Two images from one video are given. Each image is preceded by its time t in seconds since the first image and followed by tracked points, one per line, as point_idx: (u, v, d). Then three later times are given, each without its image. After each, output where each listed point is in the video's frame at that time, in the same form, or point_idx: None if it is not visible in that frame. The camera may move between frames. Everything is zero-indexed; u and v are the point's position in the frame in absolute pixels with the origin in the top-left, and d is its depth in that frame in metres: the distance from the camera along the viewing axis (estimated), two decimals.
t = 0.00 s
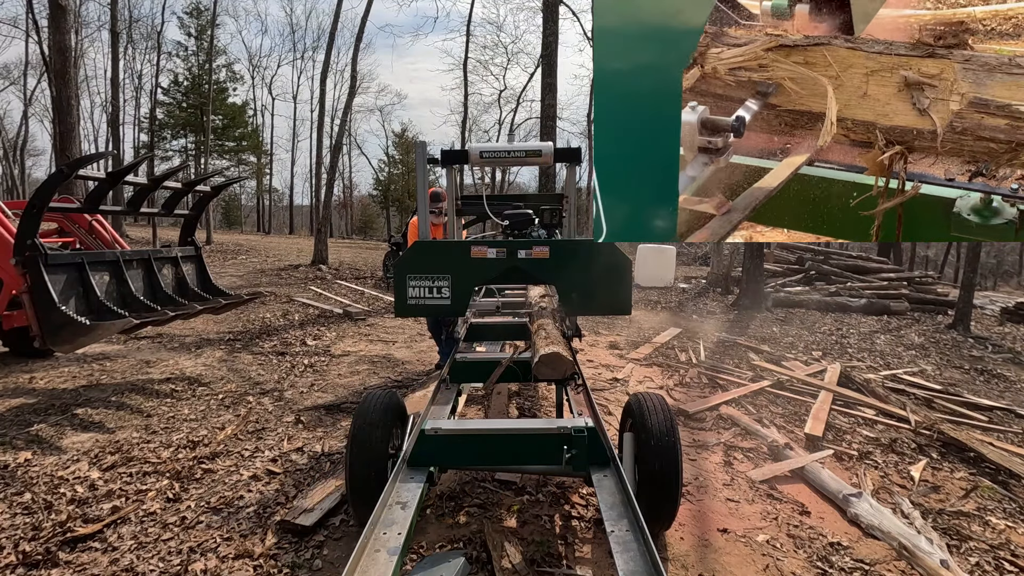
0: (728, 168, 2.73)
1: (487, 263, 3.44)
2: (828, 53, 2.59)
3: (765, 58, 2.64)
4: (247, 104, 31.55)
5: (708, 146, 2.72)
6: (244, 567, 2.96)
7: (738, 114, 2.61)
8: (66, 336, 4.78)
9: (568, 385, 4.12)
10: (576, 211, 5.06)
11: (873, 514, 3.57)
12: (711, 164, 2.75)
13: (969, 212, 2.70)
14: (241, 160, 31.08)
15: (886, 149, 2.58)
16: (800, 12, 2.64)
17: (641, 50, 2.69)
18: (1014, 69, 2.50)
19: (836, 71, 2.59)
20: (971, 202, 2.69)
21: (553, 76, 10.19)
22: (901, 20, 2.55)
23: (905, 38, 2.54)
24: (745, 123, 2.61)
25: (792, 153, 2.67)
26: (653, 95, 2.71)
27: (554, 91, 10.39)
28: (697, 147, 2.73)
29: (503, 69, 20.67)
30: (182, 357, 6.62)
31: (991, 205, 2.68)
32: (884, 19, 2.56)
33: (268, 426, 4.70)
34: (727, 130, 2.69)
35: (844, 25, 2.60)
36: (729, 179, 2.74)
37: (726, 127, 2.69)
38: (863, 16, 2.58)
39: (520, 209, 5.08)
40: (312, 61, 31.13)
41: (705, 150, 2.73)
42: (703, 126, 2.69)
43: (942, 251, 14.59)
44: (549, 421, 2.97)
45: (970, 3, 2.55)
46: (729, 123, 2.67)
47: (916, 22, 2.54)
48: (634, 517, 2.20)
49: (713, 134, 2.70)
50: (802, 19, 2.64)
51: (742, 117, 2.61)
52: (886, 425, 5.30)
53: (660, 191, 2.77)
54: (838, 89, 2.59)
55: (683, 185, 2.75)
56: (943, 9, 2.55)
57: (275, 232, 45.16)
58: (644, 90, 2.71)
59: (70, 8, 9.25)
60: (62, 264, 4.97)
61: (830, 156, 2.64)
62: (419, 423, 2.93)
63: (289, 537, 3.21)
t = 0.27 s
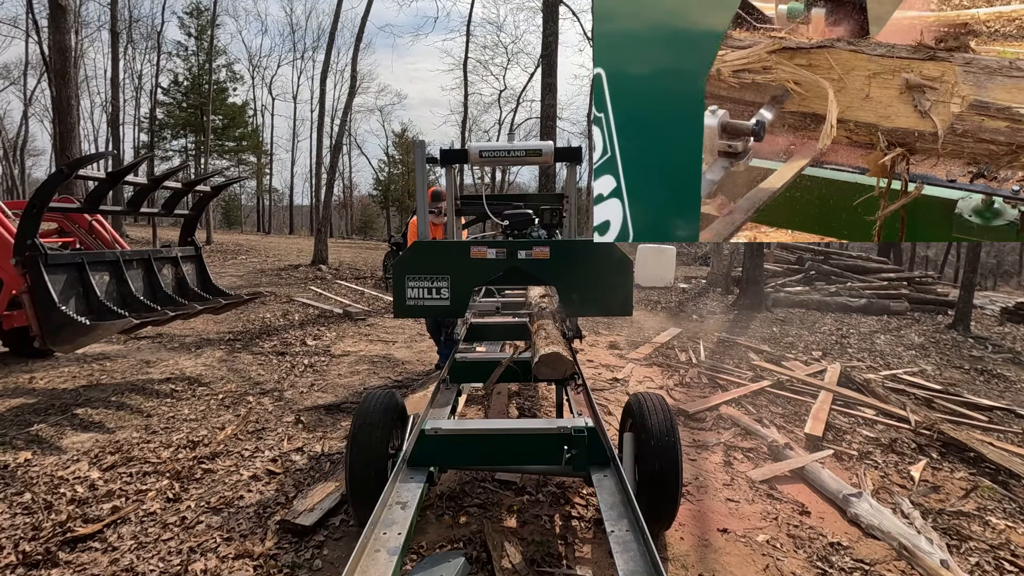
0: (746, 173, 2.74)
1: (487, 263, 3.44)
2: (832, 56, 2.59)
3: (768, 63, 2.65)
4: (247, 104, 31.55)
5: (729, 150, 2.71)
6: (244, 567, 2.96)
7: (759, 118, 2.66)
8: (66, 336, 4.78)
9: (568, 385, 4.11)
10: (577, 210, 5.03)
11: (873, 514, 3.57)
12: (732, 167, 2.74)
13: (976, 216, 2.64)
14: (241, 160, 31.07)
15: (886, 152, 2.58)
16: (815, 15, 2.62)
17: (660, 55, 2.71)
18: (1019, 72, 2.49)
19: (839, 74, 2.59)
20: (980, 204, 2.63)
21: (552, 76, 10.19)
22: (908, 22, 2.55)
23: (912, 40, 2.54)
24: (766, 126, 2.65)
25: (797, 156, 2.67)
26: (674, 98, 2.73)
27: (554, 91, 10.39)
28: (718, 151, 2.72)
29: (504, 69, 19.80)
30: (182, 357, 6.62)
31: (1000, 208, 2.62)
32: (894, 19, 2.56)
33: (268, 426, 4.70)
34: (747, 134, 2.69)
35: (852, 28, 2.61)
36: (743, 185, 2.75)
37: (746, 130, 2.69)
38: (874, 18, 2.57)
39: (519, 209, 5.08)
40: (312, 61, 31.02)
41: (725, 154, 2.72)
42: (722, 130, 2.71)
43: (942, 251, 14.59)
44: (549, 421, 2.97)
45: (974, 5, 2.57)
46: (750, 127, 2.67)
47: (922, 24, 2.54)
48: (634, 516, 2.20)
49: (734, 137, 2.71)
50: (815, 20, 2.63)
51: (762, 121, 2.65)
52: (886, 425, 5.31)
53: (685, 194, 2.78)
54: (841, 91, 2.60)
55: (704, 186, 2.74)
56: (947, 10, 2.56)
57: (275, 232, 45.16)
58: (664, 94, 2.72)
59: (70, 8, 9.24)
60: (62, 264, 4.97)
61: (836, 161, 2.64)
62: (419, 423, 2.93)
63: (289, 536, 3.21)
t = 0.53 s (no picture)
0: (747, 175, 3.52)
1: (486, 264, 3.42)
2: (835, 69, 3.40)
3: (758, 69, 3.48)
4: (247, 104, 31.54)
5: (734, 150, 3.49)
6: (244, 567, 2.96)
7: (762, 121, 3.43)
8: (66, 336, 4.78)
9: (568, 385, 4.11)
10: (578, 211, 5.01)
11: (873, 514, 3.57)
12: (737, 166, 3.52)
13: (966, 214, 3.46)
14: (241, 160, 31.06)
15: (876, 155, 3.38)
16: (822, 16, 3.44)
17: (677, 56, 3.48)
18: (1008, 71, 3.30)
19: (831, 72, 3.42)
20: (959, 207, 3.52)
21: (552, 76, 10.19)
22: (915, 20, 3.35)
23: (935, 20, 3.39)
24: (769, 128, 3.43)
25: (790, 156, 3.46)
26: (683, 97, 3.50)
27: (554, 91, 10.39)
28: (722, 151, 3.49)
29: (504, 69, 19.43)
30: (182, 357, 6.61)
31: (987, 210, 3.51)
32: (904, 19, 3.35)
33: (267, 426, 4.69)
34: (751, 135, 3.46)
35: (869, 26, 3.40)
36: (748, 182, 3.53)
37: (749, 132, 3.46)
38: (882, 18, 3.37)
39: (519, 208, 5.09)
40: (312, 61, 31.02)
41: (726, 153, 3.49)
42: (727, 131, 3.47)
43: (942, 251, 14.57)
44: (549, 421, 2.97)
45: (972, 7, 3.39)
46: (752, 130, 3.45)
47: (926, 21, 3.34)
48: (634, 517, 2.20)
49: (739, 138, 3.47)
50: (823, 21, 3.44)
51: (766, 123, 3.43)
52: (886, 425, 5.30)
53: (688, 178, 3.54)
54: (832, 89, 3.42)
55: (710, 187, 3.54)
56: (949, 13, 3.36)
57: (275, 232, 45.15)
58: (673, 94, 3.51)
59: (70, 8, 9.24)
60: (62, 264, 4.97)
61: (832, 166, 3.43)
62: (418, 423, 2.92)
63: (289, 536, 3.21)
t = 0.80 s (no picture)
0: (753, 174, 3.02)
1: (486, 265, 3.41)
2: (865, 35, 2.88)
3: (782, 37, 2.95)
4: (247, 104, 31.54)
5: (728, 149, 3.02)
6: (244, 567, 2.96)
7: (756, 117, 3.00)
8: (66, 336, 4.78)
9: (568, 385, 4.11)
10: (578, 211, 5.03)
11: (873, 514, 3.57)
12: (731, 165, 3.04)
13: (949, 211, 2.93)
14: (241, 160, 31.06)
15: (929, 120, 2.82)
16: (819, 13, 2.94)
17: (685, 53, 3.03)
18: (989, 67, 2.81)
19: (811, 68, 2.94)
20: None
21: (553, 76, 10.19)
22: (912, 20, 2.85)
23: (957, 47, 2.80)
24: (764, 125, 2.99)
25: (773, 153, 2.97)
26: (685, 95, 3.04)
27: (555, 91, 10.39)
28: (715, 149, 3.04)
29: (504, 69, 19.38)
30: (182, 357, 6.62)
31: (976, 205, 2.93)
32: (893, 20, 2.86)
33: (267, 426, 4.69)
34: (745, 131, 3.01)
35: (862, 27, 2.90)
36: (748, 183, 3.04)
37: (744, 129, 3.02)
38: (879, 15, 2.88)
39: (519, 208, 5.08)
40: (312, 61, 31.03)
41: (723, 152, 3.03)
42: (720, 127, 3.02)
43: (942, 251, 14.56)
44: (549, 421, 2.98)
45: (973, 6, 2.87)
46: (745, 126, 3.00)
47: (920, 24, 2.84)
48: (634, 517, 2.20)
49: (734, 135, 3.01)
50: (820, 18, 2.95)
51: (762, 119, 2.98)
52: (886, 425, 5.30)
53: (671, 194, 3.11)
54: (812, 85, 2.94)
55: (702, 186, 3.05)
56: (947, 10, 2.86)
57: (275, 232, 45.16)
58: (682, 94, 3.04)
59: (70, 8, 9.24)
60: (62, 264, 4.97)
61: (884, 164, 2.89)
62: (418, 423, 2.92)
63: (289, 536, 3.21)
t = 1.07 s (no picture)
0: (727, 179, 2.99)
1: (485, 265, 3.41)
2: (813, 49, 2.80)
3: (746, 42, 2.89)
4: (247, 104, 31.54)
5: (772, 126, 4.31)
6: (244, 567, 2.96)
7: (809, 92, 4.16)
8: (66, 336, 4.79)
9: (568, 385, 4.11)
10: (578, 211, 5.03)
11: (873, 514, 3.57)
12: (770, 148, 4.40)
13: (930, 213, 2.95)
14: (241, 160, 31.07)
15: (900, 121, 2.73)
16: (812, 14, 2.82)
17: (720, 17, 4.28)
18: (961, 67, 2.69)
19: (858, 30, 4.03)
20: None
21: (552, 76, 10.19)
22: (914, 21, 2.72)
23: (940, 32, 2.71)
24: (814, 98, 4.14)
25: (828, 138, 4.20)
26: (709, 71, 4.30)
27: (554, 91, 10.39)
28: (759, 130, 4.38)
29: (503, 69, 19.60)
30: (182, 357, 6.62)
31: None
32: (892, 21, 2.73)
33: (267, 426, 4.70)
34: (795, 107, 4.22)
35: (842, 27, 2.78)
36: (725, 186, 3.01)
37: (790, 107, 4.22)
38: (872, 17, 2.75)
39: (518, 208, 5.08)
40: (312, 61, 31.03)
41: (706, 156, 3.00)
42: (704, 131, 2.97)
43: (943, 251, 14.55)
44: (549, 421, 2.98)
45: (973, 6, 2.75)
46: (731, 129, 2.95)
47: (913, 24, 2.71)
48: (634, 517, 2.20)
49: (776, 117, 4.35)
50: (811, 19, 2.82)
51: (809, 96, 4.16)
52: (886, 425, 5.30)
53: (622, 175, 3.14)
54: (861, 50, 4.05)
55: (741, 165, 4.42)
56: None
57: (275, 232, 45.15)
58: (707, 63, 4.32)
59: (70, 8, 9.24)
60: (62, 264, 4.97)
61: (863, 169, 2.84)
62: (417, 423, 2.92)
63: (289, 536, 3.21)
